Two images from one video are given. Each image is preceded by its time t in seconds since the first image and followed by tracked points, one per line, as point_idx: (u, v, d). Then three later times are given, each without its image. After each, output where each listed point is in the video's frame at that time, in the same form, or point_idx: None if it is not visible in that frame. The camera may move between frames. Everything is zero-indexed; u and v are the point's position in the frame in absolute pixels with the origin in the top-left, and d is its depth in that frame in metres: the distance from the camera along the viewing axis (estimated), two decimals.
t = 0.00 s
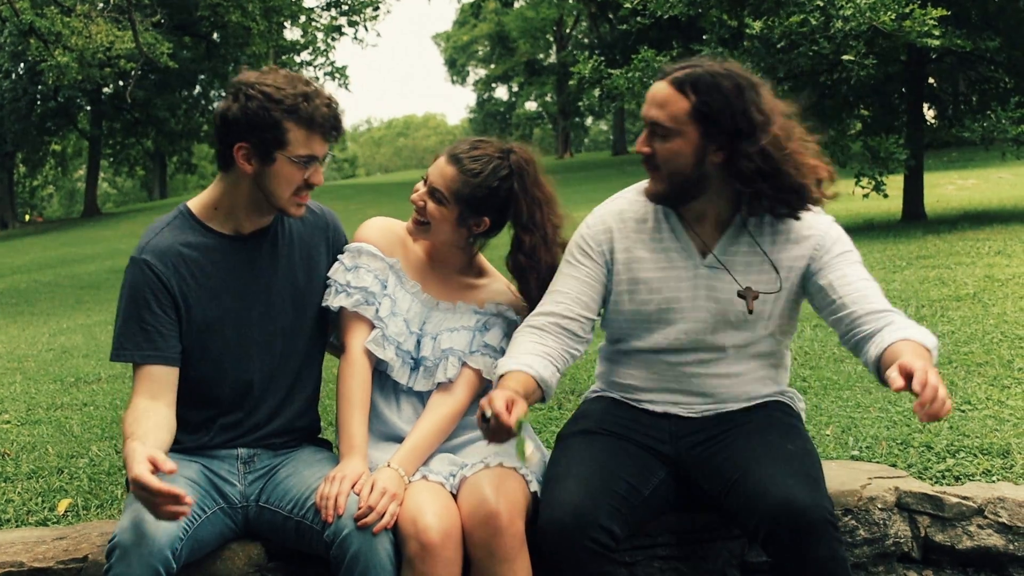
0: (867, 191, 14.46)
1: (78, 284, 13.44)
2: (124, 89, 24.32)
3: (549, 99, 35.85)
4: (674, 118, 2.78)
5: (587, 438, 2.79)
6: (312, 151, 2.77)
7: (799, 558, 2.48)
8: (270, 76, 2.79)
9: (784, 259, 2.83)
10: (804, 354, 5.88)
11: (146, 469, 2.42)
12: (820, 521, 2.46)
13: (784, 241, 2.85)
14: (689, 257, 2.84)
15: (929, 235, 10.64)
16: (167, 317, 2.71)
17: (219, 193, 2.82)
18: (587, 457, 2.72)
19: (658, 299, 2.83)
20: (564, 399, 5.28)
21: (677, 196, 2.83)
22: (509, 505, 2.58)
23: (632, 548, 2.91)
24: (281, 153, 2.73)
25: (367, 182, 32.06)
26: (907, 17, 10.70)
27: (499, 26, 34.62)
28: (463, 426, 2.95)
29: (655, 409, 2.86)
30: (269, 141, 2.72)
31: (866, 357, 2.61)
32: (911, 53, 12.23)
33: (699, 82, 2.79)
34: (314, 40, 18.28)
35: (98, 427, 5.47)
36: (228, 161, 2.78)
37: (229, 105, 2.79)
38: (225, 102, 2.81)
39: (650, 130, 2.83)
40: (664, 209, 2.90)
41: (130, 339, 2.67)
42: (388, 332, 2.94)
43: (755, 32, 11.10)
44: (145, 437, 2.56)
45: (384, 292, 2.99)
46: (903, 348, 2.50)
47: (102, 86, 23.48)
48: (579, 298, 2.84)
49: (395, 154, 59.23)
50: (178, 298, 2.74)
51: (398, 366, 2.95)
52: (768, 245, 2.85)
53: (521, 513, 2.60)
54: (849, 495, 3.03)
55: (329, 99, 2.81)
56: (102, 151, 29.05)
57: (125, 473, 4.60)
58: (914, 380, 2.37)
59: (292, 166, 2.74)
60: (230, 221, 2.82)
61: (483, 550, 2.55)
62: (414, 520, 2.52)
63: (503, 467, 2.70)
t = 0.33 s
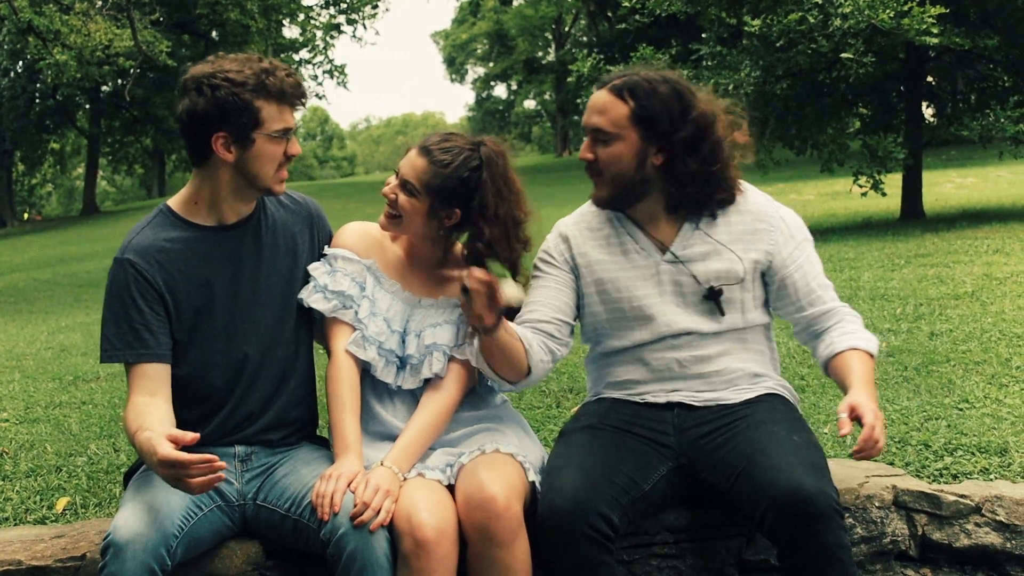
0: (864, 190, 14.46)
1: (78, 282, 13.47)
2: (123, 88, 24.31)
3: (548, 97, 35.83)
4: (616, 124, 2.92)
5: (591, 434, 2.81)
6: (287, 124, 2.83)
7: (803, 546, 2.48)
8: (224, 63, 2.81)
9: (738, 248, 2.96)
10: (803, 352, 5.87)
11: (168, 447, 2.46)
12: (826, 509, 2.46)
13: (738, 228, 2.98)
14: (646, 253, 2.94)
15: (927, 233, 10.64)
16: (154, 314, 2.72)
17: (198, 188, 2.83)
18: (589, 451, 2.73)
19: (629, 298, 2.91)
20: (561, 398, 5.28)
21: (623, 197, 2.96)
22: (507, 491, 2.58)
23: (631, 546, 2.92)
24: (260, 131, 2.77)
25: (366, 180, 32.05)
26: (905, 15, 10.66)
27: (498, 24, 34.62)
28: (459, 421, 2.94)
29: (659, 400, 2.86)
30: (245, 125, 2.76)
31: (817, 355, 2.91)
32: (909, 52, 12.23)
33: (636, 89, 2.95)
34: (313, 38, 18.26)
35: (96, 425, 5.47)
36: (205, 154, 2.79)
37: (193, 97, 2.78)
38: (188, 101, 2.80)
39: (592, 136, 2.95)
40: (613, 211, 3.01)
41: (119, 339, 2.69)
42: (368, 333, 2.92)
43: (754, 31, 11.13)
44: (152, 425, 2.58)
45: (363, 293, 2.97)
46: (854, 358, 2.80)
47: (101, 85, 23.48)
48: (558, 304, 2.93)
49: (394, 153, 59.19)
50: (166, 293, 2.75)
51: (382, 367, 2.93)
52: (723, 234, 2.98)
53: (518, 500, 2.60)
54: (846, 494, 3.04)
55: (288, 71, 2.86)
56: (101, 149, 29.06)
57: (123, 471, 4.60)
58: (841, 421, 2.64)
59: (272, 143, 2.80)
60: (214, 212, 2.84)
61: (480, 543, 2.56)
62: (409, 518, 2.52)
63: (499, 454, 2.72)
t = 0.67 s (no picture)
0: (862, 190, 14.45)
1: (75, 282, 13.46)
2: (121, 88, 24.30)
3: (545, 96, 35.83)
4: (579, 133, 2.97)
5: (587, 435, 2.80)
6: (264, 116, 2.86)
7: (807, 538, 2.47)
8: (195, 61, 2.82)
9: (711, 239, 3.00)
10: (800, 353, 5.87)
11: (176, 467, 2.51)
12: (831, 500, 2.46)
13: (710, 219, 3.03)
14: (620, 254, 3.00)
15: (924, 233, 10.64)
16: (147, 324, 2.72)
17: (179, 189, 2.83)
18: (583, 452, 2.73)
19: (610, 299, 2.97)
20: (558, 399, 5.28)
21: (594, 203, 2.99)
22: (499, 479, 2.57)
23: (628, 545, 2.92)
24: (240, 124, 2.80)
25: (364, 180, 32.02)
26: (903, 15, 10.65)
27: (496, 24, 34.62)
28: (452, 420, 2.95)
29: (655, 398, 2.86)
30: (225, 120, 2.78)
31: (778, 346, 3.00)
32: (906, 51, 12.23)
33: (596, 98, 3.02)
34: (311, 39, 18.25)
35: (93, 425, 5.47)
36: (185, 153, 2.80)
37: (168, 97, 2.79)
38: (163, 102, 2.79)
39: (558, 147, 3.01)
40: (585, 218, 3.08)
41: (117, 351, 2.70)
42: (352, 337, 2.91)
43: (752, 31, 11.16)
44: (162, 441, 2.61)
45: (346, 299, 2.96)
46: (812, 358, 2.88)
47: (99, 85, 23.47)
48: (536, 303, 2.96)
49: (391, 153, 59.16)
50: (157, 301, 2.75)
51: (368, 370, 2.92)
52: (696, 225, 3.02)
53: (511, 485, 2.59)
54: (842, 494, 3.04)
55: (257, 64, 2.90)
56: (99, 150, 29.05)
57: (120, 471, 4.59)
58: (811, 422, 2.72)
59: (251, 134, 2.82)
60: (197, 216, 2.83)
61: (476, 541, 2.55)
62: (403, 518, 2.52)
63: (492, 442, 2.74)
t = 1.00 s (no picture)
0: (859, 189, 14.46)
1: (71, 281, 13.43)
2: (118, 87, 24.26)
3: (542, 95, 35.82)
4: (562, 124, 2.99)
5: (572, 440, 2.79)
6: (243, 116, 2.85)
7: (794, 541, 2.44)
8: (172, 61, 2.80)
9: (692, 230, 2.98)
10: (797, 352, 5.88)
11: (179, 491, 2.52)
12: (814, 503, 2.44)
13: (690, 210, 3.02)
14: (604, 248, 3.00)
15: (920, 232, 10.65)
16: (143, 335, 2.72)
17: (161, 194, 2.81)
18: (569, 457, 2.71)
19: (593, 294, 2.97)
20: (555, 397, 5.28)
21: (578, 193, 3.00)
22: (491, 470, 2.57)
23: (623, 544, 2.93)
24: (220, 126, 2.79)
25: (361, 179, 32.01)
26: (900, 15, 10.64)
27: (493, 23, 34.62)
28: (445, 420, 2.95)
29: (641, 399, 2.84)
30: (203, 122, 2.77)
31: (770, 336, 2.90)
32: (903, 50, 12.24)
33: (575, 90, 3.04)
34: (308, 38, 18.21)
35: (90, 424, 5.46)
36: (164, 155, 2.79)
37: (145, 99, 2.77)
38: (141, 104, 2.77)
39: (541, 139, 3.03)
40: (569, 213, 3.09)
41: (116, 363, 2.70)
42: (337, 342, 2.91)
43: (750, 31, 11.18)
44: (171, 457, 2.63)
45: (329, 305, 2.95)
46: (796, 356, 2.77)
47: (96, 84, 23.44)
48: (520, 296, 3.01)
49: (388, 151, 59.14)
50: (151, 311, 2.74)
51: (354, 375, 2.91)
52: (677, 219, 3.01)
53: (501, 474, 2.58)
54: (839, 493, 3.04)
55: (235, 63, 2.88)
56: (96, 149, 29.00)
57: (117, 470, 4.59)
58: (791, 421, 2.65)
59: (231, 135, 2.81)
60: (180, 222, 2.83)
61: (469, 539, 2.55)
62: (399, 517, 2.52)
63: (482, 430, 2.74)
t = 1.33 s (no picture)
0: (857, 188, 14.46)
1: (69, 280, 13.41)
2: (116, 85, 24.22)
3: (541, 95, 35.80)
4: (558, 120, 2.99)
5: (567, 441, 2.79)
6: (230, 123, 2.81)
7: (759, 555, 2.43)
8: (160, 61, 2.78)
9: (687, 226, 2.97)
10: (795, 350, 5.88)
11: (210, 469, 2.51)
12: (776, 516, 2.41)
13: (685, 206, 3.00)
14: (600, 245, 3.00)
15: (918, 232, 10.65)
16: (136, 338, 2.70)
17: (149, 194, 2.81)
18: (562, 458, 2.71)
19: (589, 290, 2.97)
20: (554, 396, 5.28)
21: (574, 187, 3.00)
22: (487, 464, 2.57)
23: (621, 543, 2.94)
24: (200, 131, 2.76)
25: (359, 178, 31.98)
26: (898, 14, 10.65)
27: (491, 22, 34.63)
28: (441, 416, 2.96)
29: (636, 399, 2.85)
30: (184, 125, 2.75)
31: (761, 335, 2.87)
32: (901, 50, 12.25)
33: (569, 85, 3.03)
34: (306, 36, 18.23)
35: (88, 422, 5.46)
36: (148, 156, 2.79)
37: (131, 100, 2.78)
38: (126, 103, 2.79)
39: (537, 135, 3.03)
40: (565, 210, 3.09)
41: (106, 366, 2.67)
42: (329, 344, 2.91)
43: (748, 30, 11.20)
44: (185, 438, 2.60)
45: (321, 307, 2.95)
46: (777, 357, 2.74)
47: (94, 82, 23.43)
48: (518, 296, 3.02)
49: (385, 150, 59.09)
50: (143, 313, 2.72)
51: (348, 376, 2.92)
52: (672, 214, 3.00)
53: (493, 465, 2.59)
54: (838, 491, 3.04)
55: (227, 67, 2.85)
56: (94, 147, 28.97)
57: (115, 468, 4.59)
58: (755, 425, 2.61)
59: (214, 141, 2.78)
60: (168, 223, 2.81)
61: (466, 537, 2.54)
62: (398, 516, 2.52)
63: (475, 423, 2.74)
